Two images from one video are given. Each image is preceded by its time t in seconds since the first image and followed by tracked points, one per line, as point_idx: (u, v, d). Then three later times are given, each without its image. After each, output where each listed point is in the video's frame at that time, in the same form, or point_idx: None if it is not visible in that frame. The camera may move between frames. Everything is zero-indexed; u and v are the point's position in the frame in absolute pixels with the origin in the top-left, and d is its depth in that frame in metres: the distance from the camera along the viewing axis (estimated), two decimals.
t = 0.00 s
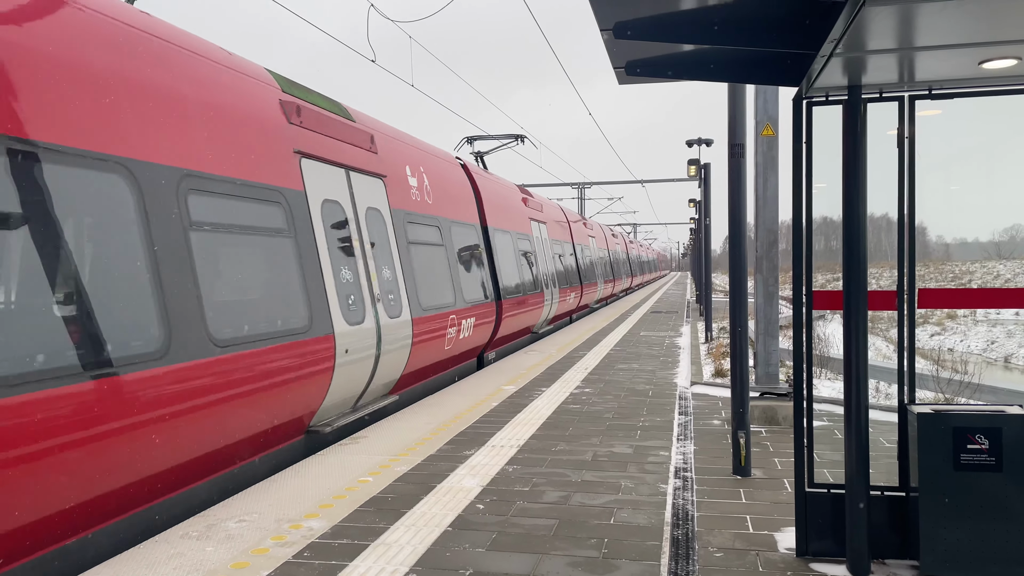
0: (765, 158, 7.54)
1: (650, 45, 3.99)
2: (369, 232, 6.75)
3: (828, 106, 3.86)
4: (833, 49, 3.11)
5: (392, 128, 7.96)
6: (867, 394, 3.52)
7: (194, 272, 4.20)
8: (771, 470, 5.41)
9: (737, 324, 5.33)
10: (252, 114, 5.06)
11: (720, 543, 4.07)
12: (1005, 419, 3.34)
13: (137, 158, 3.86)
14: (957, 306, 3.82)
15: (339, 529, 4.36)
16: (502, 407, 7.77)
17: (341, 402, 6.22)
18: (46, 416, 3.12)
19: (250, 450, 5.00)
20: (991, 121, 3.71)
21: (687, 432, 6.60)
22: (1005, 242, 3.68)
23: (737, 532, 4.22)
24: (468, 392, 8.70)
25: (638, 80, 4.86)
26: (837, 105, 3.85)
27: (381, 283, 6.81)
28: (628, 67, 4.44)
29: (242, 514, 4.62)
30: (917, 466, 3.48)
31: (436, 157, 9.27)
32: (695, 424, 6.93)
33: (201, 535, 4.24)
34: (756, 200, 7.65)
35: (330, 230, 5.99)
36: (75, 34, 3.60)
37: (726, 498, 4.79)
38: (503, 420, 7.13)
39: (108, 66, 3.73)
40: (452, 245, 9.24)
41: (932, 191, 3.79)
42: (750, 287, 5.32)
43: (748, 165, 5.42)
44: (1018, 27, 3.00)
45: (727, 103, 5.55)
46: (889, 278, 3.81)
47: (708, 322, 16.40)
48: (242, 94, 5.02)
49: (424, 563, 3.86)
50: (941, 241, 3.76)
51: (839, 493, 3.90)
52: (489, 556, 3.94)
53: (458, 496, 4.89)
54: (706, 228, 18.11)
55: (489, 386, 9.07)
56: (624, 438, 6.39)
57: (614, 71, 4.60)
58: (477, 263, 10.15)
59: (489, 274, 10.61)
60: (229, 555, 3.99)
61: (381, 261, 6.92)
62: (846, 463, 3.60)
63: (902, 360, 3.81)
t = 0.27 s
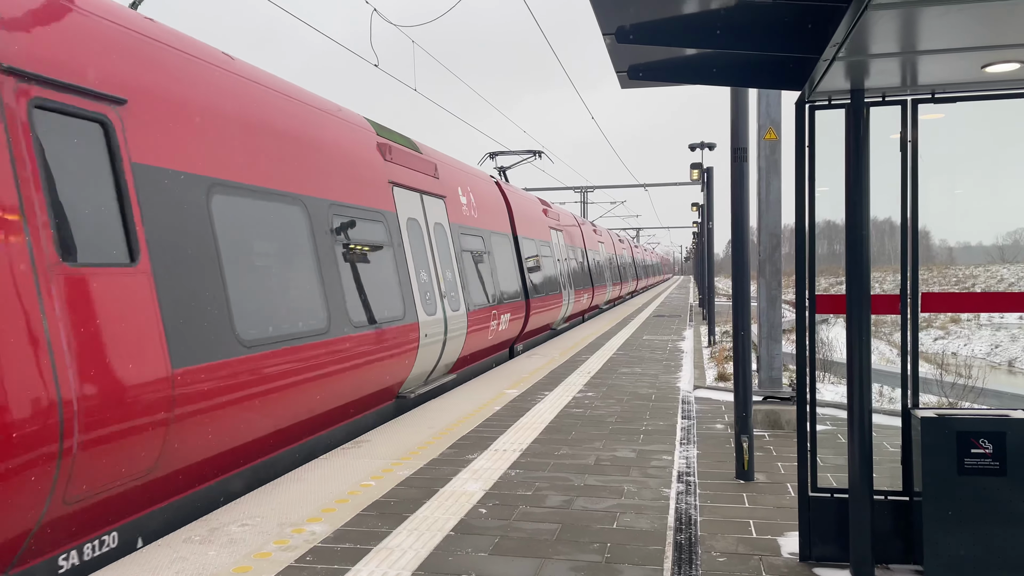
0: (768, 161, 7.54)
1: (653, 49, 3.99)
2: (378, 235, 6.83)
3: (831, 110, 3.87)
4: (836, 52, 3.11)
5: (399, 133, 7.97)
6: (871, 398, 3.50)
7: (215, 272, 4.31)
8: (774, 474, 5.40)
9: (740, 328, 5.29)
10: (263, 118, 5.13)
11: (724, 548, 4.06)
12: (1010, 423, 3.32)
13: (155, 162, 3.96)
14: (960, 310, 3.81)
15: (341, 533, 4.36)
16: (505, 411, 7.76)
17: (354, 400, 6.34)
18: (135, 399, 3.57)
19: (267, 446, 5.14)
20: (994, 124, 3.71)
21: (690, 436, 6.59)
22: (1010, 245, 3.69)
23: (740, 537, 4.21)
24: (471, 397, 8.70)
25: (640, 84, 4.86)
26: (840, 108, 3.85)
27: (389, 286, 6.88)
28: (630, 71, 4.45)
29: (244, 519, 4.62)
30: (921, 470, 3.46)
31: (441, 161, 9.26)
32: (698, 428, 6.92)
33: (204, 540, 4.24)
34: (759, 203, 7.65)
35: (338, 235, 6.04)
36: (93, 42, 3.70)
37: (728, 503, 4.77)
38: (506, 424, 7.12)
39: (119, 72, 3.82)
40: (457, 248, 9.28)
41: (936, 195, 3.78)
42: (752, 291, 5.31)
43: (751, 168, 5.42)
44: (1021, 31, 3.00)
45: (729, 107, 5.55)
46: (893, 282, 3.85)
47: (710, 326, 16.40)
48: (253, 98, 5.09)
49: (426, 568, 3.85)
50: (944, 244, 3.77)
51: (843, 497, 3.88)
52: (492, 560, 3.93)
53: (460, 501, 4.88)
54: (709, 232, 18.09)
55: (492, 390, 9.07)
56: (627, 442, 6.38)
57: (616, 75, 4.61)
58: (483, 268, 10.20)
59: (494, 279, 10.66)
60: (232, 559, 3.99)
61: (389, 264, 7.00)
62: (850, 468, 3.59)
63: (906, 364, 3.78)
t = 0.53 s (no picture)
0: (768, 165, 7.54)
1: (654, 53, 4.00)
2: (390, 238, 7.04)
3: (831, 114, 3.87)
4: (835, 57, 3.11)
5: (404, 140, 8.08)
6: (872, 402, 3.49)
7: (269, 277, 4.67)
8: (775, 478, 5.39)
9: (741, 333, 5.29)
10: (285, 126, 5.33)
11: (725, 552, 4.05)
12: (1012, 427, 3.32)
13: (230, 171, 4.47)
14: (962, 315, 3.82)
15: (342, 537, 4.35)
16: (506, 415, 7.76)
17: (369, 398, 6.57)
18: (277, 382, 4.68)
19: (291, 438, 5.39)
20: (994, 129, 3.71)
21: (691, 440, 6.58)
22: (1011, 249, 3.69)
23: (741, 541, 4.20)
24: (471, 401, 8.67)
25: (641, 88, 4.86)
26: (840, 113, 3.86)
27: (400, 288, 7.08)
28: (631, 75, 4.45)
29: (244, 522, 4.62)
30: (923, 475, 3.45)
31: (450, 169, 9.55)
32: (699, 432, 6.91)
33: (205, 544, 4.24)
34: (760, 207, 7.64)
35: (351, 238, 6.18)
36: (204, 78, 4.47)
37: (729, 507, 4.77)
38: (507, 429, 7.12)
39: (234, 116, 4.66)
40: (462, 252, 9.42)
41: (937, 199, 3.78)
42: (753, 296, 5.31)
43: (751, 173, 5.42)
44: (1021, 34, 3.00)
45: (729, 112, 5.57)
46: (893, 287, 3.82)
47: (712, 330, 16.38)
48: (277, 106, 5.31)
49: (427, 572, 3.85)
50: (946, 248, 3.76)
51: (844, 502, 3.88)
52: (492, 564, 3.93)
53: (461, 505, 4.88)
54: (710, 236, 18.09)
55: (492, 394, 9.06)
56: (628, 446, 6.37)
57: (617, 80, 4.62)
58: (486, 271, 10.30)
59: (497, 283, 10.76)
60: (232, 564, 3.99)
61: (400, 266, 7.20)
62: (851, 473, 3.57)
63: (907, 368, 3.77)
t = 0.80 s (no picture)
0: (768, 169, 7.55)
1: (654, 56, 3.99)
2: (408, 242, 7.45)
3: (830, 117, 3.88)
4: (835, 60, 3.12)
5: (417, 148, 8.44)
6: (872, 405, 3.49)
7: (371, 274, 6.01)
8: (775, 481, 5.39)
9: (741, 335, 5.29)
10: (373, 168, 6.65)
11: (725, 555, 4.04)
12: (1011, 431, 3.31)
13: (362, 206, 6.03)
14: (962, 318, 3.80)
15: (342, 541, 4.35)
16: (506, 418, 7.76)
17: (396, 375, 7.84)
18: (384, 357, 6.15)
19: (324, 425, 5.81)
20: (993, 132, 3.72)
21: (691, 443, 6.58)
22: (1011, 252, 3.70)
23: (741, 544, 4.19)
24: (470, 403, 8.66)
25: (640, 91, 4.86)
26: (840, 116, 3.87)
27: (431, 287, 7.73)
28: (631, 78, 4.45)
29: (244, 526, 4.64)
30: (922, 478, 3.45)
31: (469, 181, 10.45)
32: (699, 435, 6.91)
33: (204, 548, 4.24)
34: (760, 210, 7.67)
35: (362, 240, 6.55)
36: (332, 143, 5.92)
37: (729, 510, 4.76)
38: (507, 432, 7.12)
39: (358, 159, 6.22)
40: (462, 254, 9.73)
41: (936, 203, 3.79)
42: (753, 298, 5.31)
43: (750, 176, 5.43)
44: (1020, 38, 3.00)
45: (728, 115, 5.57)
46: (894, 290, 3.82)
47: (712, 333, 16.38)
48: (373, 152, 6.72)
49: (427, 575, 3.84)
50: (946, 251, 3.77)
51: (844, 505, 3.88)
52: (493, 568, 3.92)
53: (461, 508, 4.87)
54: (709, 238, 18.09)
55: (493, 397, 9.07)
56: (628, 449, 6.37)
57: (617, 83, 4.63)
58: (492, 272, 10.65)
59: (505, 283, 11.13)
60: (232, 567, 3.99)
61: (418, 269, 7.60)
62: (850, 476, 3.56)
63: (907, 371, 3.76)
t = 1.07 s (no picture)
0: (767, 170, 7.56)
1: (653, 57, 3.99)
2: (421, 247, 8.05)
3: (829, 119, 3.89)
4: (834, 62, 3.12)
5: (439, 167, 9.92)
6: (870, 406, 3.49)
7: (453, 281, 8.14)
8: (774, 483, 5.38)
9: (740, 337, 5.29)
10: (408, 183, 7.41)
11: (723, 557, 4.04)
12: (1011, 432, 3.31)
13: (429, 226, 7.62)
14: (961, 319, 3.81)
15: (340, 543, 4.34)
16: (505, 420, 7.75)
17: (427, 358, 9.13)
18: (450, 341, 7.93)
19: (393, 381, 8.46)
20: (991, 134, 3.72)
21: (690, 445, 6.58)
22: (1009, 254, 3.71)
23: (740, 546, 4.19)
24: (470, 404, 8.67)
25: (639, 92, 4.86)
26: (839, 117, 3.87)
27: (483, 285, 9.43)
28: (630, 80, 4.46)
29: (242, 527, 4.67)
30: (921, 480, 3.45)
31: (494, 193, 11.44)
32: (698, 437, 6.91)
33: (202, 551, 4.24)
34: (758, 212, 7.66)
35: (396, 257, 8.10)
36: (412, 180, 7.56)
37: (728, 512, 4.76)
38: (507, 433, 7.12)
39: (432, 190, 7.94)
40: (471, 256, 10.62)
41: (935, 204, 3.79)
42: (752, 300, 5.30)
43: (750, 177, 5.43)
44: (1018, 39, 3.00)
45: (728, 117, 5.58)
46: (893, 291, 3.83)
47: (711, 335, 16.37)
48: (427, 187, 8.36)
49: None
50: (944, 253, 3.77)
51: (843, 506, 3.88)
52: (491, 570, 3.92)
53: (460, 510, 4.86)
54: (708, 240, 18.09)
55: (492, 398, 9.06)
56: (627, 451, 6.37)
57: (616, 85, 4.64)
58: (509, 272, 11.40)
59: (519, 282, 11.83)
60: (230, 570, 3.99)
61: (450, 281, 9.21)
62: (850, 478, 3.56)
63: (905, 373, 3.78)
